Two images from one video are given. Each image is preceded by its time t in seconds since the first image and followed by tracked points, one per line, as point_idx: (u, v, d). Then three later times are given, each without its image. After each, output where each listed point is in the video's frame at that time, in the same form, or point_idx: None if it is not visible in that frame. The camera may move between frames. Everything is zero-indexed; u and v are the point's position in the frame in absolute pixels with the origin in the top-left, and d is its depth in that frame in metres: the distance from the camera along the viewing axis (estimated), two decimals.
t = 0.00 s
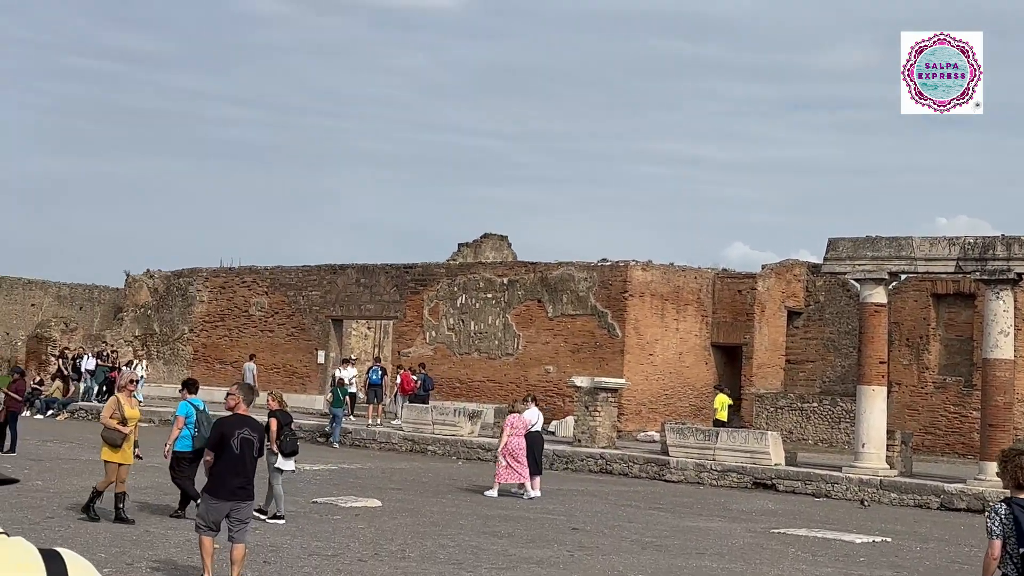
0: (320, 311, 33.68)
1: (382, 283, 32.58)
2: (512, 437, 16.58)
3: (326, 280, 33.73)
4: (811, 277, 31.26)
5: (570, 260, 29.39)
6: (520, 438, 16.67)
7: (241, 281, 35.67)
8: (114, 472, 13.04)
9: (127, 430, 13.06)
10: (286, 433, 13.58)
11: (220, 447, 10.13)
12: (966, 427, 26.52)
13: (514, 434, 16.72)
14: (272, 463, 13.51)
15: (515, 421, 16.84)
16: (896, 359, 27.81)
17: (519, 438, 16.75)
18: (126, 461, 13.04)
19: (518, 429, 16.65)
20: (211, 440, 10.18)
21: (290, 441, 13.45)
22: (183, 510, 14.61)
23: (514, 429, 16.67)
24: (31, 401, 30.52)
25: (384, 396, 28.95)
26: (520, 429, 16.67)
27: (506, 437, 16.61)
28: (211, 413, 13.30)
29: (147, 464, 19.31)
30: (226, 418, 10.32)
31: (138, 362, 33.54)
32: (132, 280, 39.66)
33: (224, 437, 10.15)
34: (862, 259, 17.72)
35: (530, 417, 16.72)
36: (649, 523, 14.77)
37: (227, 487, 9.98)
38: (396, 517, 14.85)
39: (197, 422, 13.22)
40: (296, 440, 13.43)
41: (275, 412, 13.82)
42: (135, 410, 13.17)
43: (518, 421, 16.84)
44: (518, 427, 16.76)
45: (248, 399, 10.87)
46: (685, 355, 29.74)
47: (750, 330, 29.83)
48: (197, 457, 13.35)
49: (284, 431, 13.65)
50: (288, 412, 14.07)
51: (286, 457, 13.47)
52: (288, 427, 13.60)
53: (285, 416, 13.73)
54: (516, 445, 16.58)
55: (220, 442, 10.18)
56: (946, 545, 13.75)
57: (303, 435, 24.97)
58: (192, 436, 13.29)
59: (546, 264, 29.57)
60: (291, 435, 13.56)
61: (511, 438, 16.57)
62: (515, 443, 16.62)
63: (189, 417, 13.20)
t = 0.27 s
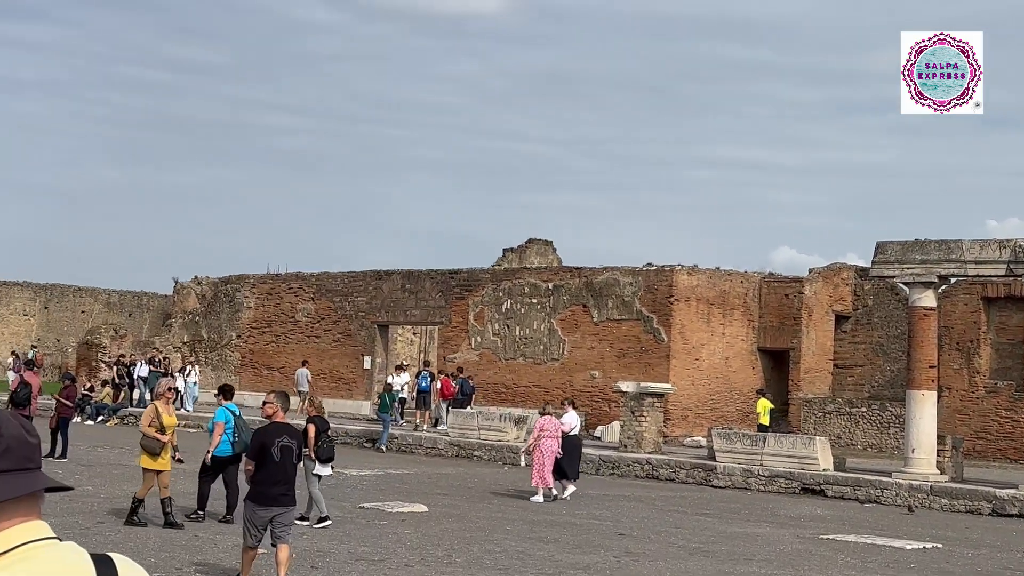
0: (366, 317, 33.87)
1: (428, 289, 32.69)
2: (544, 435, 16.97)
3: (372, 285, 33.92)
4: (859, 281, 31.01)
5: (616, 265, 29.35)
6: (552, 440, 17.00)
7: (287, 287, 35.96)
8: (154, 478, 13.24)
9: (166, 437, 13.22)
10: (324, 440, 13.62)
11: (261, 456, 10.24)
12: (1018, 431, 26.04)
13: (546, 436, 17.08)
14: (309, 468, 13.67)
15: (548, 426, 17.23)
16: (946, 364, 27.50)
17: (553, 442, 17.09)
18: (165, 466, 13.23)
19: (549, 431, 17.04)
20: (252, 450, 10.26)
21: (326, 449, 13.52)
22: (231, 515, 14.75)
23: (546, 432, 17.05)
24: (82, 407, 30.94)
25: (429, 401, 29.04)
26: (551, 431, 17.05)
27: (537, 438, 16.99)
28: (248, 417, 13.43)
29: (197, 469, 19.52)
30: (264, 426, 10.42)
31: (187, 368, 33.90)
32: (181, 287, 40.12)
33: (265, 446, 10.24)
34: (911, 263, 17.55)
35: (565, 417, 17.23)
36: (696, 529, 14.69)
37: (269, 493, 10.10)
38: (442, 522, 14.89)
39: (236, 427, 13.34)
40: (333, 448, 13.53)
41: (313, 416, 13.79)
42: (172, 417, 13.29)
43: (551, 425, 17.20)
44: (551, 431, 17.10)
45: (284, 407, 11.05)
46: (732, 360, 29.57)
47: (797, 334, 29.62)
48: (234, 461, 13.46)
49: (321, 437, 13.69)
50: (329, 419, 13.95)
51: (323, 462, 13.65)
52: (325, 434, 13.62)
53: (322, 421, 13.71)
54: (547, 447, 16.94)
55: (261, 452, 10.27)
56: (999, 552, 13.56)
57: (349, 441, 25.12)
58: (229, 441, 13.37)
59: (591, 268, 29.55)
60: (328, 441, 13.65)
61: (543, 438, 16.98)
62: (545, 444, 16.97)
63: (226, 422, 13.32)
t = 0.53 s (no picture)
0: (409, 322, 34.02)
1: (470, 295, 32.76)
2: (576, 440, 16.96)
3: (415, 291, 34.06)
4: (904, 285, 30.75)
5: (658, 270, 29.29)
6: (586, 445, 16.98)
7: (331, 293, 36.19)
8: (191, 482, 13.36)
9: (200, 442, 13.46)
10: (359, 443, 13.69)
11: (298, 456, 10.51)
12: None
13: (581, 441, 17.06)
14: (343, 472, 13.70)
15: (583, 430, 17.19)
16: (994, 368, 27.22)
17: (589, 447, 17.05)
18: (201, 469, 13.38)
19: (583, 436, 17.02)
20: (289, 450, 10.55)
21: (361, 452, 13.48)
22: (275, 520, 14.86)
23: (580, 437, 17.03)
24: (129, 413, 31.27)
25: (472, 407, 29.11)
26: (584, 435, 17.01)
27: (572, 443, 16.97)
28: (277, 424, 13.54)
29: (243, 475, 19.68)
30: (300, 427, 10.72)
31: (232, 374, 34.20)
32: (225, 293, 40.49)
33: (302, 447, 10.53)
34: (957, 266, 17.39)
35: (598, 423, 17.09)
36: (741, 535, 14.63)
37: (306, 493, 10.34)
38: (487, 528, 14.93)
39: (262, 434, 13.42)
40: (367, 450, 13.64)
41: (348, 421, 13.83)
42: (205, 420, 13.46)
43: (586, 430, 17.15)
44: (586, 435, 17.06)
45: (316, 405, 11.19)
46: (776, 365, 29.41)
47: (842, 339, 29.39)
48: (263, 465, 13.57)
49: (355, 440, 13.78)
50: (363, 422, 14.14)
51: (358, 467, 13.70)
52: (359, 437, 13.72)
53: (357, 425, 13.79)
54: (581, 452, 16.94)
55: (298, 453, 10.55)
56: None
57: (393, 446, 25.22)
58: (257, 447, 13.49)
59: (633, 273, 29.51)
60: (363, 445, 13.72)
61: (577, 443, 16.98)
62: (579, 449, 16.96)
63: (254, 428, 13.44)
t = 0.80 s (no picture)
0: (450, 328, 34.12)
1: (511, 300, 32.80)
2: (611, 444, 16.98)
3: (456, 297, 34.16)
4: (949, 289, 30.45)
5: (700, 275, 29.20)
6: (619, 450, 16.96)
7: (372, 299, 36.38)
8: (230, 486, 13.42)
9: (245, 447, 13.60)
10: (388, 450, 13.83)
11: (344, 461, 10.55)
12: None
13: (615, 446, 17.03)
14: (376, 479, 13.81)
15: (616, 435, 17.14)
16: None
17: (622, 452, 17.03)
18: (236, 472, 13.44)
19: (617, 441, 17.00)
20: (335, 455, 10.57)
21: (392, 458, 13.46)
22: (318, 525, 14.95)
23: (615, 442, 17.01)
24: (174, 419, 31.56)
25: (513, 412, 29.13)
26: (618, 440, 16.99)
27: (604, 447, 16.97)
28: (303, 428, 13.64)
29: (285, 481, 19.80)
30: (345, 432, 10.76)
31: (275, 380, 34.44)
32: (267, 300, 40.82)
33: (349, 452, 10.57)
34: (1003, 269, 17.23)
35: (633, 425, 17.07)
36: (785, 541, 14.53)
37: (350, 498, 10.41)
38: (529, 533, 14.93)
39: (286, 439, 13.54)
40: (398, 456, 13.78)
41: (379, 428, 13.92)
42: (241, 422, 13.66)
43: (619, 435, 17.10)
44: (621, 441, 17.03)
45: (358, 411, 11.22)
46: (819, 370, 29.20)
47: (887, 343, 29.13)
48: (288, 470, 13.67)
49: (387, 447, 13.90)
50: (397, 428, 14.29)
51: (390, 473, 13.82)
52: (390, 444, 13.84)
53: (389, 432, 13.89)
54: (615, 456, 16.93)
55: (344, 458, 10.59)
56: None
57: (435, 452, 25.27)
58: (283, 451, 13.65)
59: (675, 278, 29.43)
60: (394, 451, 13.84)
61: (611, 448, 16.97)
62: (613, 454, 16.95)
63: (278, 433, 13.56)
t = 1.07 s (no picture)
0: (492, 334, 34.15)
1: (552, 306, 32.80)
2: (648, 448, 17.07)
3: (497, 303, 34.21)
4: (996, 293, 30.09)
5: (743, 280, 29.03)
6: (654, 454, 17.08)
7: (414, 306, 36.50)
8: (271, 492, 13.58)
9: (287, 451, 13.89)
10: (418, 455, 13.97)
11: (396, 467, 10.58)
12: None
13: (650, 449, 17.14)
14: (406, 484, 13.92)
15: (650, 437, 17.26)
16: None
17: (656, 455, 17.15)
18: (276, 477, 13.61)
19: (654, 444, 17.15)
20: (388, 460, 10.59)
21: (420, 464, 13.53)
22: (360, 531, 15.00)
23: (652, 444, 17.14)
24: (218, 427, 31.81)
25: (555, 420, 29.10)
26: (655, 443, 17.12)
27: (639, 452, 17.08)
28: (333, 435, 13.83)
29: (328, 487, 19.90)
30: (396, 438, 10.80)
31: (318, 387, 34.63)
32: (309, 307, 41.09)
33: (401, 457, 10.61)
34: None
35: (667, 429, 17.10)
36: (830, 548, 14.41)
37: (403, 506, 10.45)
38: (571, 540, 14.91)
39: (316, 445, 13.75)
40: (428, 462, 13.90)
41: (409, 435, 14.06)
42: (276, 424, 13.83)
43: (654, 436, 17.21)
44: (655, 442, 17.16)
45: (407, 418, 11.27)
46: (864, 375, 28.93)
47: (933, 347, 28.83)
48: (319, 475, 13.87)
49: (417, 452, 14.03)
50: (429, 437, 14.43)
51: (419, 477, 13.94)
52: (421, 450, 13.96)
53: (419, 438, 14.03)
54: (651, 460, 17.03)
55: (396, 463, 10.62)
56: None
57: (478, 458, 25.30)
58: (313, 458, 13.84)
59: (716, 283, 29.29)
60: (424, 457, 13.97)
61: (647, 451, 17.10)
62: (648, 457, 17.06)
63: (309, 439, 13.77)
